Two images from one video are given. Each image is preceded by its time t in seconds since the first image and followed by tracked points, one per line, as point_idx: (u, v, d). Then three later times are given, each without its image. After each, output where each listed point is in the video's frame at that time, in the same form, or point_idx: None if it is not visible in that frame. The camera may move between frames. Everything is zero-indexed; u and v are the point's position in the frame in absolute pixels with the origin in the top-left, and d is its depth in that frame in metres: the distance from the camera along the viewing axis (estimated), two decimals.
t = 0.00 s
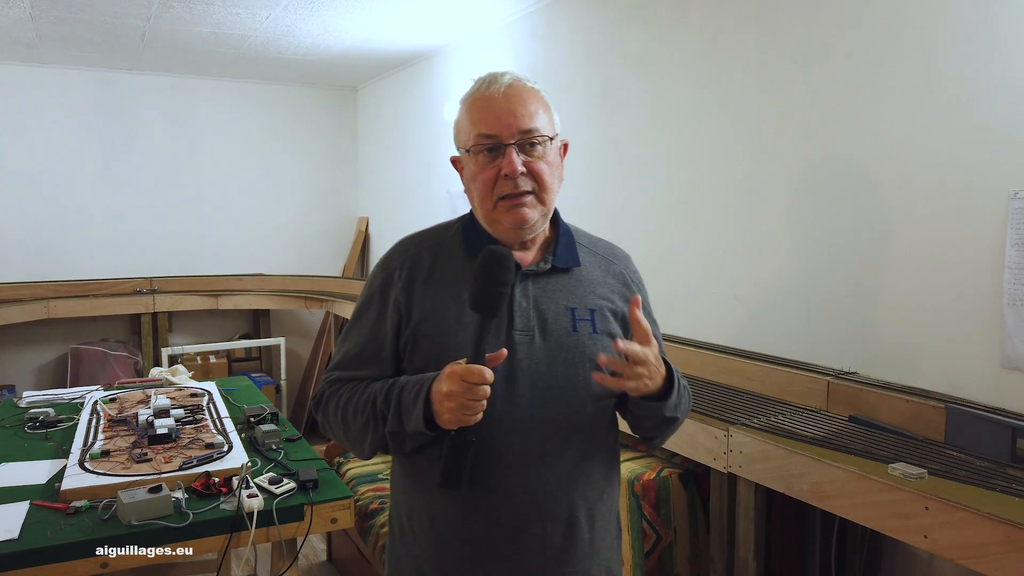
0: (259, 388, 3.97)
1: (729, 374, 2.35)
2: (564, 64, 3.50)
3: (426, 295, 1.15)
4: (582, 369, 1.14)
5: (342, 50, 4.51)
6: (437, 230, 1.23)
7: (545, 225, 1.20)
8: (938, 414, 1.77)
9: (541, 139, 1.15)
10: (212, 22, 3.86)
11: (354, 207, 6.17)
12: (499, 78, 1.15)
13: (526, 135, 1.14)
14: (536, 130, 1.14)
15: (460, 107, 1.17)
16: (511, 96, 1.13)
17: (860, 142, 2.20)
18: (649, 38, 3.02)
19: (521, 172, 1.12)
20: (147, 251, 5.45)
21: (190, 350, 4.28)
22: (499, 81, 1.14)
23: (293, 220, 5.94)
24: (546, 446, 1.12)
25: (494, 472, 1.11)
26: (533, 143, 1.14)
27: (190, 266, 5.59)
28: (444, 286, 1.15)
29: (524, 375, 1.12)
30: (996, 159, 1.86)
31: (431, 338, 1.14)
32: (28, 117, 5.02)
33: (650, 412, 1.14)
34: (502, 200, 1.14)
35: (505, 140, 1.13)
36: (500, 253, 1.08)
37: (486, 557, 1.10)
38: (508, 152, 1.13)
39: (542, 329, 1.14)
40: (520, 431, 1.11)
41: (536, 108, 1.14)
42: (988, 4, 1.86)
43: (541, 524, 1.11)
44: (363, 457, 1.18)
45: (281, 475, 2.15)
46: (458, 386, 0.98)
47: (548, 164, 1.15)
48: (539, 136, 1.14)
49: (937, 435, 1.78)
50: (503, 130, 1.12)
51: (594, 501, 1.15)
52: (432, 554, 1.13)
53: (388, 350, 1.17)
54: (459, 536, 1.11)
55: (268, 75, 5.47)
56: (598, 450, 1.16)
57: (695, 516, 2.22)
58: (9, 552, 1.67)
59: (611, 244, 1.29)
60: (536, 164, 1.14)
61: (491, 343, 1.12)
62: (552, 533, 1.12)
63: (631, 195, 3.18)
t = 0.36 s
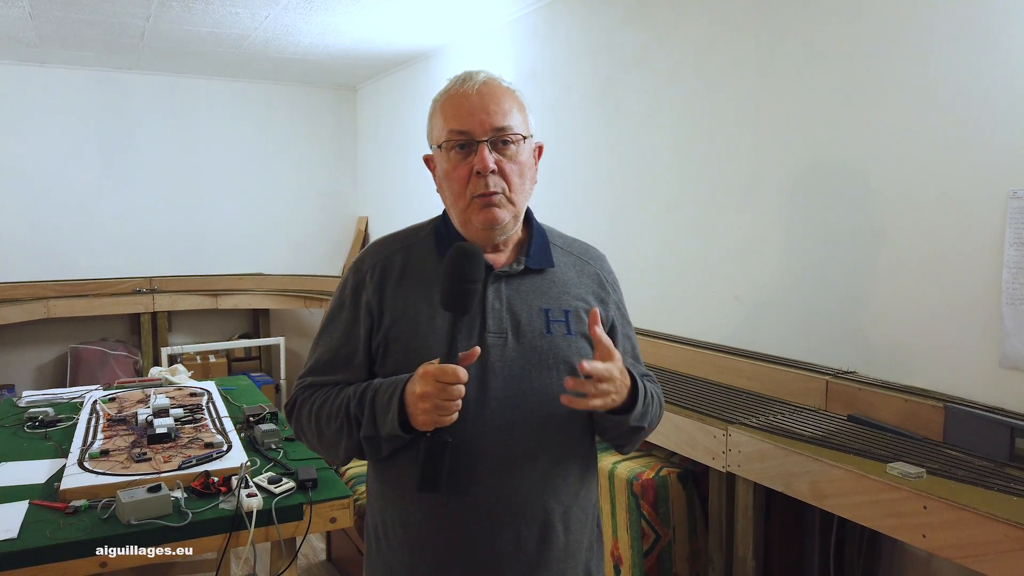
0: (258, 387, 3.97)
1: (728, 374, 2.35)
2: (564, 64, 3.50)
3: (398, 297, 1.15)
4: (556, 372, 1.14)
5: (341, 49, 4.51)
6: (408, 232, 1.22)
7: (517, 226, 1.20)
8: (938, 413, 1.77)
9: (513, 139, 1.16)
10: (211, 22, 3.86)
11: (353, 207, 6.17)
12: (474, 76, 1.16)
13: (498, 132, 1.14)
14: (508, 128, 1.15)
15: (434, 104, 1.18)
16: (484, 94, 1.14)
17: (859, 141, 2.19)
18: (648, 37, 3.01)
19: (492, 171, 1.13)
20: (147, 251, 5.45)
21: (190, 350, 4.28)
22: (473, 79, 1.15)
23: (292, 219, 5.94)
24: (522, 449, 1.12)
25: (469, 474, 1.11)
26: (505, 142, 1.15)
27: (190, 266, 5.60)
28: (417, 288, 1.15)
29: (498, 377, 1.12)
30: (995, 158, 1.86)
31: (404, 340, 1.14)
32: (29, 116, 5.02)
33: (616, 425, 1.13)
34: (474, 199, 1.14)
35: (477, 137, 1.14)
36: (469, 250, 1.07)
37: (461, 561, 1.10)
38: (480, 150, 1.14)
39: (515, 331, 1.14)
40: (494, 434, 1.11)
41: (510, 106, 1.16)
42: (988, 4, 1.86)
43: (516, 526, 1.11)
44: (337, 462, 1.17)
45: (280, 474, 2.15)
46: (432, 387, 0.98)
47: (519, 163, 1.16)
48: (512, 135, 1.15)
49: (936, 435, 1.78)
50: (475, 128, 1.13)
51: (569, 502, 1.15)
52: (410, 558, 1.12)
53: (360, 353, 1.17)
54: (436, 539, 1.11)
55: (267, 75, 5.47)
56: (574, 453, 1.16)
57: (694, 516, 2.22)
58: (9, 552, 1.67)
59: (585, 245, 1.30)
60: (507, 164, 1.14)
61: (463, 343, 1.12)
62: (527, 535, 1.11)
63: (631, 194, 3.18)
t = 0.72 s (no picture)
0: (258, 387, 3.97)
1: (728, 373, 2.35)
2: (564, 64, 3.50)
3: (390, 301, 1.15)
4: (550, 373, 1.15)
5: (341, 49, 4.51)
6: (401, 234, 1.23)
7: (510, 227, 1.20)
8: (937, 413, 1.77)
9: (506, 138, 1.16)
10: (211, 21, 3.86)
11: (353, 207, 6.17)
12: (467, 76, 1.17)
13: (491, 131, 1.15)
14: (501, 127, 1.15)
15: (427, 103, 1.18)
16: (477, 93, 1.15)
17: (858, 141, 2.20)
18: (647, 37, 3.02)
19: (484, 169, 1.13)
20: (146, 250, 5.46)
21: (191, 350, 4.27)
22: (466, 78, 1.16)
23: (292, 219, 5.94)
24: (515, 453, 1.12)
25: (462, 478, 1.11)
26: (497, 141, 1.16)
27: (189, 266, 5.60)
28: (410, 291, 1.15)
29: (492, 380, 1.12)
30: (994, 158, 1.86)
31: (396, 344, 1.14)
32: (28, 116, 5.03)
33: (621, 431, 1.16)
34: (466, 198, 1.15)
35: (469, 136, 1.15)
36: (457, 254, 1.06)
37: (456, 565, 1.10)
38: (473, 149, 1.14)
39: (508, 334, 1.14)
40: (488, 438, 1.11)
41: (503, 105, 1.16)
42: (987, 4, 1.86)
43: (511, 529, 1.11)
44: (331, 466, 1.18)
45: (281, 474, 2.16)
46: (423, 394, 0.98)
47: (512, 163, 1.17)
48: (505, 134, 1.16)
49: (936, 434, 1.78)
50: (468, 126, 1.14)
51: (565, 505, 1.15)
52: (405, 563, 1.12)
53: (354, 357, 1.17)
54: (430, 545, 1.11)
55: (267, 75, 5.47)
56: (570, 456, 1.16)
57: (693, 516, 2.22)
58: (8, 552, 1.67)
59: (579, 244, 1.30)
60: (499, 163, 1.15)
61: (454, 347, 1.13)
62: (522, 539, 1.12)
63: (630, 193, 3.18)
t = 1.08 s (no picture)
0: (257, 386, 3.96)
1: (727, 372, 2.35)
2: (563, 63, 3.50)
3: (418, 299, 1.12)
4: (580, 373, 1.11)
5: (340, 48, 4.51)
6: (428, 229, 1.18)
7: (539, 224, 1.16)
8: (937, 412, 1.76)
9: (538, 134, 1.12)
10: (209, 20, 3.85)
11: (352, 206, 6.17)
12: (499, 69, 1.13)
13: (521, 125, 1.11)
14: (532, 121, 1.11)
15: (458, 96, 1.15)
16: (509, 86, 1.11)
17: (858, 141, 2.19)
18: (646, 36, 3.02)
19: (513, 163, 1.09)
20: (145, 250, 5.45)
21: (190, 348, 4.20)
22: (498, 72, 1.12)
23: (291, 219, 5.94)
24: (543, 454, 1.09)
25: (490, 479, 1.08)
26: (529, 136, 1.12)
27: (188, 265, 5.60)
28: (437, 289, 1.11)
29: (521, 380, 1.09)
30: (995, 157, 1.86)
31: (424, 343, 1.11)
32: (27, 115, 5.03)
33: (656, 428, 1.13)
34: (494, 193, 1.11)
35: (499, 129, 1.11)
36: (487, 253, 1.04)
37: (484, 568, 1.08)
38: (503, 142, 1.10)
39: (536, 333, 1.11)
40: (516, 439, 1.08)
41: (535, 99, 1.13)
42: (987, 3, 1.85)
43: (539, 532, 1.09)
44: (358, 464, 1.16)
45: (279, 473, 2.15)
46: (451, 393, 0.98)
47: (542, 157, 1.12)
48: (536, 128, 1.12)
49: (936, 433, 1.78)
50: (498, 119, 1.10)
51: (594, 508, 1.12)
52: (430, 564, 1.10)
53: (381, 355, 1.14)
54: (456, 547, 1.08)
55: (266, 74, 5.46)
56: (599, 458, 1.13)
57: (693, 515, 2.22)
58: (7, 551, 1.67)
59: (609, 240, 1.25)
60: (529, 157, 1.11)
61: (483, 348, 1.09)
62: (551, 542, 1.09)
63: (630, 192, 3.18)
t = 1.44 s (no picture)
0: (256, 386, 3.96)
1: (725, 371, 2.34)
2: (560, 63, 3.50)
3: (472, 294, 1.09)
4: (637, 371, 1.07)
5: (339, 48, 4.51)
6: (481, 230, 1.15)
7: (592, 223, 1.13)
8: (935, 411, 1.76)
9: (598, 135, 1.11)
10: (207, 20, 3.85)
11: (350, 206, 6.17)
12: (566, 69, 1.14)
13: (581, 122, 1.10)
14: (592, 118, 1.10)
15: (522, 91, 1.15)
16: (573, 84, 1.11)
17: (857, 140, 2.19)
18: (643, 37, 3.02)
19: (570, 158, 1.08)
20: (144, 249, 5.45)
21: (187, 347, 4.16)
22: (564, 70, 1.13)
23: (289, 219, 5.94)
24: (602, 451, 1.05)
25: (546, 478, 1.04)
26: (589, 135, 1.10)
27: (186, 264, 5.60)
28: (490, 286, 1.08)
29: (576, 377, 1.05)
30: (993, 156, 1.85)
31: (478, 339, 1.08)
32: (27, 115, 5.03)
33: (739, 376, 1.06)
34: (546, 186, 1.09)
35: (559, 123, 1.10)
36: (537, 240, 1.06)
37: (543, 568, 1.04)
38: (561, 136, 1.09)
39: (589, 331, 1.07)
40: (572, 436, 1.04)
41: (597, 99, 1.12)
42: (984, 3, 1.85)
43: (597, 531, 1.05)
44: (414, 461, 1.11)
45: (278, 473, 2.15)
46: (508, 380, 0.96)
47: (600, 156, 1.11)
48: (596, 126, 1.11)
49: (933, 432, 1.78)
50: (559, 114, 1.10)
51: (650, 507, 1.09)
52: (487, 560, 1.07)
53: (435, 352, 1.11)
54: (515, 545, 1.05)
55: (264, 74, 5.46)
56: (654, 454, 1.10)
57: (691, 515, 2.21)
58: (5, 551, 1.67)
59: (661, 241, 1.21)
60: (586, 155, 1.09)
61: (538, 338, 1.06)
62: (609, 542, 1.05)
63: (627, 192, 3.17)
